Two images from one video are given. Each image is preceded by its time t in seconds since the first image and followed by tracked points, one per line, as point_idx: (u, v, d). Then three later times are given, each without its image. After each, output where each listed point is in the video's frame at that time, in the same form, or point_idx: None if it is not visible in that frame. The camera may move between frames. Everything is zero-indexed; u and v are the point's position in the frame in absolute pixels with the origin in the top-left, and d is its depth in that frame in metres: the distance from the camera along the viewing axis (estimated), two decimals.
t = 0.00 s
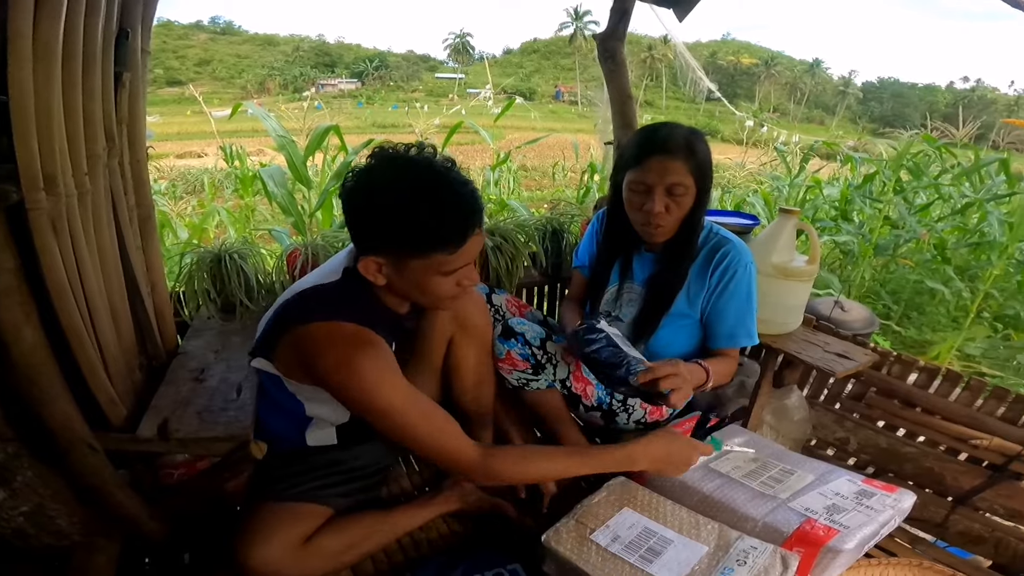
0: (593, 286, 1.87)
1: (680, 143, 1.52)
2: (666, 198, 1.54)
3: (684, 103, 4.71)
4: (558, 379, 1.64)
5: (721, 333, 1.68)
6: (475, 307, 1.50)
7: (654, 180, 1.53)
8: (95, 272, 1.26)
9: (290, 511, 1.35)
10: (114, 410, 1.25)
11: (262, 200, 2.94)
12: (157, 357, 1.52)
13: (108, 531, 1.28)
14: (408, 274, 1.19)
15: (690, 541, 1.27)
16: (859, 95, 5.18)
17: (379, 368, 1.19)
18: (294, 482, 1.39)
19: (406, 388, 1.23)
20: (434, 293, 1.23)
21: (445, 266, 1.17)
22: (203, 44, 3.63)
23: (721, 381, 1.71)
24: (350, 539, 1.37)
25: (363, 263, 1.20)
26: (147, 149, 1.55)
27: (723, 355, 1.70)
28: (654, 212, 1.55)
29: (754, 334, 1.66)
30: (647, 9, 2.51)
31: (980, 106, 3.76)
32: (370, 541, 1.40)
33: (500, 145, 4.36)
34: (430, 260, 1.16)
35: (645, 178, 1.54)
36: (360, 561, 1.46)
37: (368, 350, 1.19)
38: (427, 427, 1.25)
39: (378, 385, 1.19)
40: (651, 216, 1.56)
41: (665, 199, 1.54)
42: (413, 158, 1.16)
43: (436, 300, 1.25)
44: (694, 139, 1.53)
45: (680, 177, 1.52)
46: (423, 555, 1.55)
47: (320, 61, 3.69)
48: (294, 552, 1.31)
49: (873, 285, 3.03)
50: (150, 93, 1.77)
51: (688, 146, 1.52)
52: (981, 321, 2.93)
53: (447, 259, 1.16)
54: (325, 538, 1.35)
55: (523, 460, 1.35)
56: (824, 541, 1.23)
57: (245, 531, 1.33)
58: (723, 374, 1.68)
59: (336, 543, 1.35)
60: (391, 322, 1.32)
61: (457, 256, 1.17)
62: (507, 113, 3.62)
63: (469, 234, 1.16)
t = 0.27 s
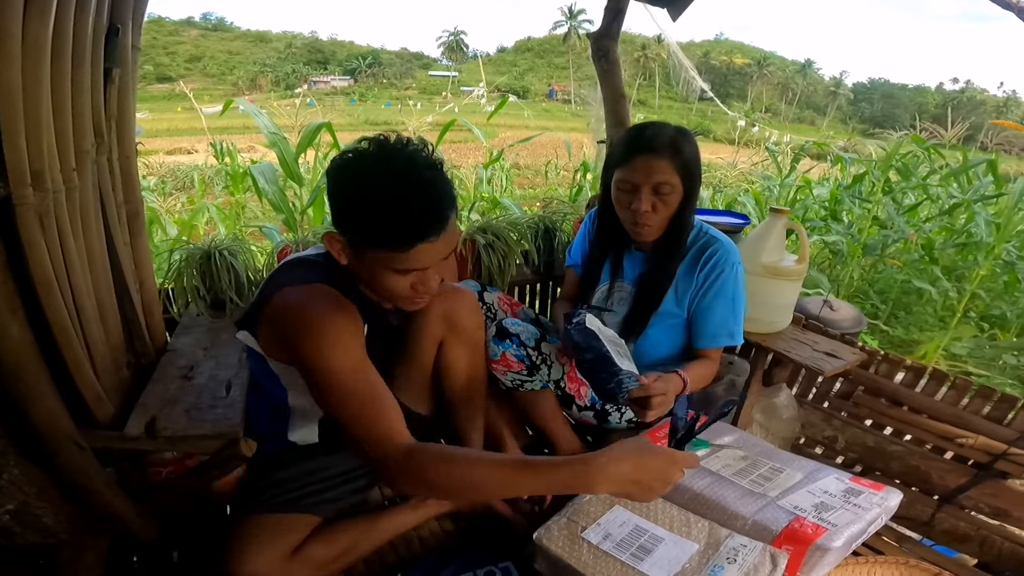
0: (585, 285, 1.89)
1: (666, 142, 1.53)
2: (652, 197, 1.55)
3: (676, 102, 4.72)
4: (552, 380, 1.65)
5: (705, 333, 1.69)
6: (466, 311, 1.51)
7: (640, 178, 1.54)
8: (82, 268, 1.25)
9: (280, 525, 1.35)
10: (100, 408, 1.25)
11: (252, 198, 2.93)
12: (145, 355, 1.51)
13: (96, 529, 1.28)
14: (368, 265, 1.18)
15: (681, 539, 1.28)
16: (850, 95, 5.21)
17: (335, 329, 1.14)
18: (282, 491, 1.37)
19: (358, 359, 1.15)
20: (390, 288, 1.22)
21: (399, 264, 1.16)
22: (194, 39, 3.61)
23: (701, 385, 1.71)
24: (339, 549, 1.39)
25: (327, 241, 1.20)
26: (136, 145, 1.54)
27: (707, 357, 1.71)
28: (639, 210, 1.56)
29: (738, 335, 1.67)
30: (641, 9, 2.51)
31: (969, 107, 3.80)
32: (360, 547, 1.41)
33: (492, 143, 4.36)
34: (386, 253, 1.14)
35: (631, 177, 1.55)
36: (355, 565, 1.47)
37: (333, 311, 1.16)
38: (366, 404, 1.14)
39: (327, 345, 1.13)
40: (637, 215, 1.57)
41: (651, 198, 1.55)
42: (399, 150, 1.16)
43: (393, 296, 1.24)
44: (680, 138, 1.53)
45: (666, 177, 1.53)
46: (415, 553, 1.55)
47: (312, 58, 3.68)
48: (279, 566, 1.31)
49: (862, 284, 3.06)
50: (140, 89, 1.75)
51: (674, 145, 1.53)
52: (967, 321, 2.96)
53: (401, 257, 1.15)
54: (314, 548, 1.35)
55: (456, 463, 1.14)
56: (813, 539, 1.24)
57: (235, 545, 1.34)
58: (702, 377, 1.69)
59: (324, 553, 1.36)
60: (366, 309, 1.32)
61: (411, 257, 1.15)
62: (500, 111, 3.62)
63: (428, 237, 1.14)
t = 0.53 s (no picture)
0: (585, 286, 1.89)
1: (661, 141, 1.53)
2: (649, 198, 1.55)
3: (675, 104, 4.73)
4: (550, 381, 1.65)
5: (707, 332, 1.69)
6: (462, 312, 1.47)
7: (637, 178, 1.54)
8: (82, 270, 1.25)
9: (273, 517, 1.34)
10: (100, 409, 1.25)
11: (252, 199, 2.93)
12: (144, 356, 1.51)
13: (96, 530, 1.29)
14: (345, 257, 1.21)
15: (680, 540, 1.28)
16: (848, 97, 5.22)
17: (278, 315, 1.16)
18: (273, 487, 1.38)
19: (280, 353, 1.16)
20: (362, 283, 1.23)
21: (370, 260, 1.17)
22: (193, 41, 3.61)
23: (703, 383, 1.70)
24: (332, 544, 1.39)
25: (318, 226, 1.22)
26: (136, 146, 1.54)
27: (711, 356, 1.70)
28: (636, 210, 1.56)
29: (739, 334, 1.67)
30: (639, 10, 2.52)
31: (967, 108, 3.81)
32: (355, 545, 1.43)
33: (491, 145, 4.37)
34: (359, 243, 1.16)
35: (627, 177, 1.56)
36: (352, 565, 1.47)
37: (289, 300, 1.19)
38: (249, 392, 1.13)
39: (263, 324, 1.15)
40: (634, 215, 1.57)
41: (647, 198, 1.55)
42: (400, 153, 1.20)
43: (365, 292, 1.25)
44: (676, 138, 1.53)
45: (662, 177, 1.53)
46: (414, 553, 1.56)
47: (312, 60, 3.68)
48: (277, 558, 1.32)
49: (861, 285, 3.06)
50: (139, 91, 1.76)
51: (671, 146, 1.53)
52: (966, 322, 2.96)
53: (384, 251, 1.16)
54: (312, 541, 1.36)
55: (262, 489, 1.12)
56: (812, 539, 1.24)
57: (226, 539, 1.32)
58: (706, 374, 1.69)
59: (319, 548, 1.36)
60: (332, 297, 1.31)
61: (380, 255, 1.16)
62: (499, 113, 3.62)
63: (396, 238, 1.15)
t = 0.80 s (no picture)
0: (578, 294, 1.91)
1: (652, 150, 1.54)
2: (639, 206, 1.57)
3: (671, 112, 4.76)
4: (547, 390, 1.68)
5: (699, 340, 1.69)
6: (460, 323, 1.48)
7: (627, 187, 1.56)
8: (81, 279, 1.26)
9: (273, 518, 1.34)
10: (97, 416, 1.26)
11: (249, 207, 2.94)
12: (142, 365, 1.52)
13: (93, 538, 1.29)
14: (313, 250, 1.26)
15: (674, 545, 1.29)
16: (842, 104, 5.26)
17: (261, 305, 1.25)
18: (274, 490, 1.38)
19: (261, 342, 1.25)
20: (329, 275, 1.27)
21: (334, 250, 1.21)
22: (191, 50, 3.63)
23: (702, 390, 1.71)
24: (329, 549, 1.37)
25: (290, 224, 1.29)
26: (134, 155, 1.55)
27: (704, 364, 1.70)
28: (626, 218, 1.58)
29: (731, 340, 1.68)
30: (634, 19, 2.55)
31: (960, 115, 3.84)
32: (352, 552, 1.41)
33: (488, 153, 4.39)
34: (323, 233, 1.21)
35: (618, 185, 1.57)
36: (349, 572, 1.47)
37: (271, 290, 1.27)
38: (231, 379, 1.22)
39: (248, 314, 1.23)
40: (624, 223, 1.59)
41: (638, 207, 1.57)
42: (366, 150, 1.26)
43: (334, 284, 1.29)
44: (666, 147, 1.55)
45: (652, 186, 1.54)
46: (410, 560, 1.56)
47: (309, 68, 3.70)
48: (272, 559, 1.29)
49: (855, 292, 3.08)
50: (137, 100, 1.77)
51: (661, 155, 1.54)
52: (960, 328, 2.98)
53: (341, 240, 1.20)
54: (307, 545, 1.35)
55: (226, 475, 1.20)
56: (805, 544, 1.25)
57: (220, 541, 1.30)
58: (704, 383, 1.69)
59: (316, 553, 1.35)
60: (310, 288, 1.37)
61: (342, 244, 1.20)
62: (496, 120, 3.64)
63: (357, 225, 1.19)
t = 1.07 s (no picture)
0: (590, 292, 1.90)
1: (665, 150, 1.53)
2: (651, 206, 1.56)
3: (682, 110, 4.73)
4: (562, 392, 1.67)
5: (714, 341, 1.67)
6: (474, 326, 1.48)
7: (639, 186, 1.55)
8: (94, 271, 1.26)
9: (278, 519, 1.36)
10: (106, 407, 1.28)
11: (259, 201, 2.95)
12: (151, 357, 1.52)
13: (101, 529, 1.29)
14: (334, 222, 1.30)
15: (683, 546, 1.28)
16: (856, 104, 5.21)
17: (247, 267, 1.33)
18: (282, 488, 1.40)
19: (237, 299, 1.31)
20: (355, 247, 1.31)
21: (361, 214, 1.27)
22: (204, 43, 3.63)
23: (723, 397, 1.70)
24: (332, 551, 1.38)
25: (300, 208, 1.34)
26: (148, 148, 1.56)
27: (722, 366, 1.68)
28: (638, 218, 1.57)
29: (749, 342, 1.66)
30: (648, 17, 2.53)
31: (976, 116, 3.80)
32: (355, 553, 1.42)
33: (498, 150, 4.38)
34: (349, 199, 1.27)
35: (630, 184, 1.56)
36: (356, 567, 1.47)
37: (262, 259, 1.36)
38: (200, 328, 1.28)
39: (233, 275, 1.31)
40: (637, 222, 1.58)
41: (650, 206, 1.56)
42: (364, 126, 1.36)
43: (354, 256, 1.32)
44: (680, 146, 1.53)
45: (665, 186, 1.53)
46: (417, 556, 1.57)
47: (321, 63, 3.70)
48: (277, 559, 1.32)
49: (867, 294, 3.06)
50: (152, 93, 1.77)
51: (674, 154, 1.53)
52: (973, 331, 2.95)
53: (365, 205, 1.26)
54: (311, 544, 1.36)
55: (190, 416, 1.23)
56: (815, 546, 1.24)
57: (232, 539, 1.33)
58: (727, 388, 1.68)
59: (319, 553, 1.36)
60: (305, 264, 1.40)
61: (370, 206, 1.26)
62: (507, 117, 3.63)
63: (383, 188, 1.27)
